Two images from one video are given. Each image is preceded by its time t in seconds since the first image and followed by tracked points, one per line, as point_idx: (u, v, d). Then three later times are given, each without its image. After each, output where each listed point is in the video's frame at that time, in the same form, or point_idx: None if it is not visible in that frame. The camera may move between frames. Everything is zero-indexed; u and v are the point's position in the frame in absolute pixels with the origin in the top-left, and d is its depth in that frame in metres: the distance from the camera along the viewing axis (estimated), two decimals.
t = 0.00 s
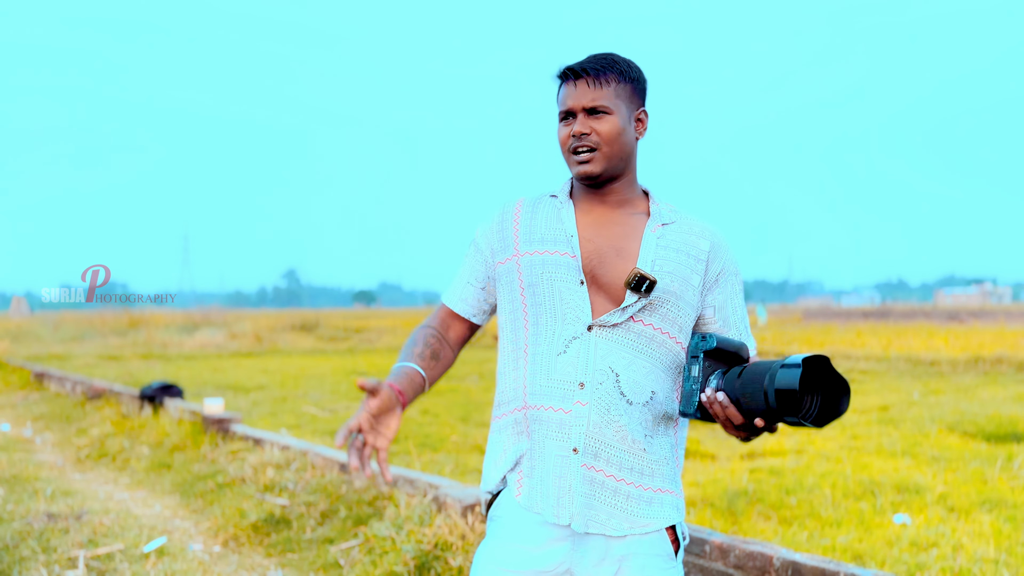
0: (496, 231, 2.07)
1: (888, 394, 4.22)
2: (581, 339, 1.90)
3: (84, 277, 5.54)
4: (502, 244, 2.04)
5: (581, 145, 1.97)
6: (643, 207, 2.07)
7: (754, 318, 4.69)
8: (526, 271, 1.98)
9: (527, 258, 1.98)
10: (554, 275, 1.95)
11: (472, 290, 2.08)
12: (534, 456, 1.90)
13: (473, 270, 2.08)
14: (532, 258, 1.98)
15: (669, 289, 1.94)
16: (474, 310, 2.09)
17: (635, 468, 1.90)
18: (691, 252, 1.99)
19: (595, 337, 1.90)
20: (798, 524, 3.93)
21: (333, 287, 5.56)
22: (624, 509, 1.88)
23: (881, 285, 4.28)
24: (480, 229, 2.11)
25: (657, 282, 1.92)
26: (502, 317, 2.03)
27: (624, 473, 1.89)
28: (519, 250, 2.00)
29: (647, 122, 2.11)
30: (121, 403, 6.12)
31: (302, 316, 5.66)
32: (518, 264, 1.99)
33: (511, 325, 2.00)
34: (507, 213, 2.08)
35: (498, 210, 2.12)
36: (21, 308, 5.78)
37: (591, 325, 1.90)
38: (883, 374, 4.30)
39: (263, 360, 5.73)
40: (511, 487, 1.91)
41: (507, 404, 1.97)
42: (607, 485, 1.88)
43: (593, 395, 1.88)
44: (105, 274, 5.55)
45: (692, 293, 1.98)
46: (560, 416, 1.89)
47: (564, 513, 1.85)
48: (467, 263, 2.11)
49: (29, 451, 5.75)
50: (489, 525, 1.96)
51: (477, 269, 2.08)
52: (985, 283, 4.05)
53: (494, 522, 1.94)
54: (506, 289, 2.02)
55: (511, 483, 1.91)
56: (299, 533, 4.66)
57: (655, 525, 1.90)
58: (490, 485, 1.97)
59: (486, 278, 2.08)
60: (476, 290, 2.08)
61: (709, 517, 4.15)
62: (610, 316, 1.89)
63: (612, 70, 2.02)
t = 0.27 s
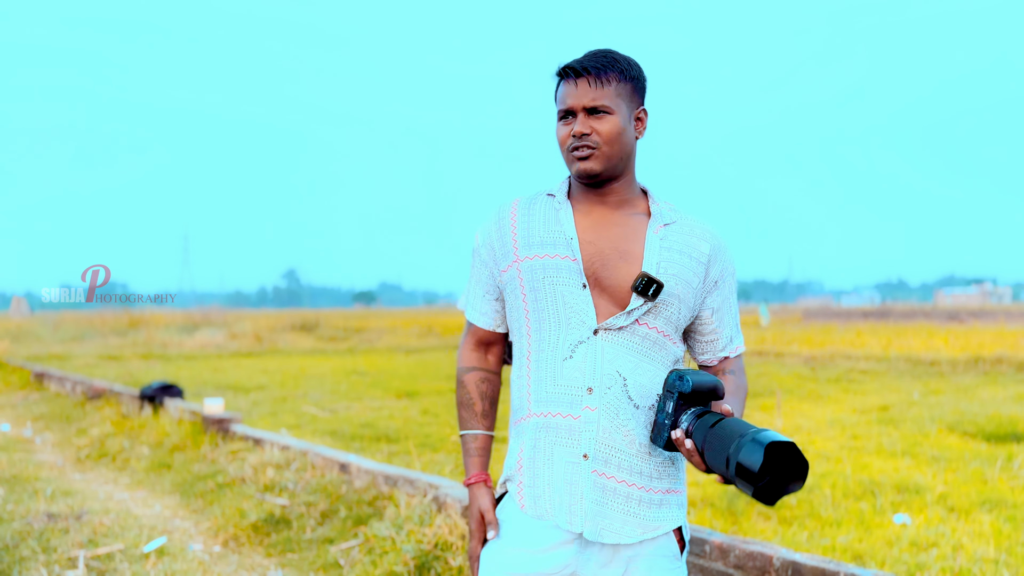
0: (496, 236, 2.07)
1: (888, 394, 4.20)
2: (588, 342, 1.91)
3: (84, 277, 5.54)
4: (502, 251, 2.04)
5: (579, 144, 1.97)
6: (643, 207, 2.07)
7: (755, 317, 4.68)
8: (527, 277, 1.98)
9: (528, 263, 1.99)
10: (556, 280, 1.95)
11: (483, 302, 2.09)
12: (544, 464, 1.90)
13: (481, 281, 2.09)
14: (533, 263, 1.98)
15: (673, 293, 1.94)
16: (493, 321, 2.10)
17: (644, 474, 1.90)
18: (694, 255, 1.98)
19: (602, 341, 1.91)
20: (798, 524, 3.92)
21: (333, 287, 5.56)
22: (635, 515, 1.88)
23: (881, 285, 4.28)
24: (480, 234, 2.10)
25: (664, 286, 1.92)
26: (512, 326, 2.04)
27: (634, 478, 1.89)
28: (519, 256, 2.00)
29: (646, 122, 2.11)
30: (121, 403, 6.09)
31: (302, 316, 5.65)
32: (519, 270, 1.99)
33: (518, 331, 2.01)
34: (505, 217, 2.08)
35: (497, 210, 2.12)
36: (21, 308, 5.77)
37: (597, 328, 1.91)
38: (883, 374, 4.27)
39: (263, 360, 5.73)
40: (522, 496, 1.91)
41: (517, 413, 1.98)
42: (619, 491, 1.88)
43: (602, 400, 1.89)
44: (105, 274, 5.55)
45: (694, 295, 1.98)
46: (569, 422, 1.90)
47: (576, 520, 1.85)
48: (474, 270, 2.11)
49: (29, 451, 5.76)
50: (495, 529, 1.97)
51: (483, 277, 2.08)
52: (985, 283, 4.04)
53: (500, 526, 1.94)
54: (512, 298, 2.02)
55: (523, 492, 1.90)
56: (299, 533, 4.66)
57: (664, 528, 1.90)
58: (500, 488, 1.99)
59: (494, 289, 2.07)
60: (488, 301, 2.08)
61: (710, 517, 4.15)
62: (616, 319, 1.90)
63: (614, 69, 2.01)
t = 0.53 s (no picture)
0: (494, 231, 2.06)
1: (888, 394, 4.20)
2: (584, 341, 1.91)
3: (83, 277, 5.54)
4: (500, 246, 2.03)
5: (592, 143, 1.95)
6: (639, 207, 2.07)
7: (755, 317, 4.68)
8: (524, 274, 1.98)
9: (526, 260, 1.98)
10: (553, 278, 1.95)
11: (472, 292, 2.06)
12: (544, 462, 1.91)
13: (472, 271, 2.07)
14: (532, 260, 1.98)
15: (667, 289, 1.94)
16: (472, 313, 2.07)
17: (644, 471, 1.90)
18: (687, 251, 1.98)
19: (597, 339, 1.90)
20: (798, 524, 3.93)
21: (333, 287, 5.56)
22: (635, 513, 1.88)
23: (881, 285, 4.28)
24: (477, 230, 2.10)
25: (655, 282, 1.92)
26: (503, 321, 2.03)
27: (634, 476, 1.89)
28: (517, 253, 2.00)
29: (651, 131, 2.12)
30: (121, 403, 6.10)
31: (302, 316, 5.66)
32: (516, 267, 1.99)
33: (511, 328, 2.00)
34: (504, 214, 2.07)
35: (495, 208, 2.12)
36: (21, 308, 5.77)
37: (592, 326, 1.91)
38: (883, 374, 4.27)
39: (264, 361, 5.73)
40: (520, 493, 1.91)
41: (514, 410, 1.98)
42: (618, 489, 1.88)
43: (600, 398, 1.89)
44: (105, 274, 5.55)
45: (690, 292, 1.97)
46: (568, 419, 1.89)
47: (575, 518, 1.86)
48: (466, 265, 2.09)
49: (29, 451, 5.76)
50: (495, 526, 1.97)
51: (476, 271, 2.06)
52: (985, 283, 4.04)
53: (499, 525, 1.94)
54: (504, 293, 2.01)
55: (523, 489, 1.91)
56: (299, 533, 4.66)
57: (665, 527, 1.90)
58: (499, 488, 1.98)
59: (485, 281, 2.06)
60: (475, 292, 2.06)
61: (710, 517, 4.15)
62: (610, 317, 1.90)
63: (634, 73, 2.00)
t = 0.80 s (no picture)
0: (496, 226, 2.06)
1: (888, 394, 4.20)
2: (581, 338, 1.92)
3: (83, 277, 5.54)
4: (503, 240, 2.03)
5: (607, 151, 1.93)
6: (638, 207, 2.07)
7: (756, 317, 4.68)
8: (525, 269, 1.98)
9: (528, 254, 1.99)
10: (554, 274, 1.96)
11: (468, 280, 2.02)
12: (538, 459, 1.90)
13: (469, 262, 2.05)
14: (533, 254, 1.98)
15: (664, 287, 1.95)
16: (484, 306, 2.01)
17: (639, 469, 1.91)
18: (683, 250, 1.99)
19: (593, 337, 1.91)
20: (798, 524, 3.92)
21: (333, 287, 5.55)
22: (629, 511, 1.88)
23: (882, 285, 4.27)
24: (480, 224, 2.09)
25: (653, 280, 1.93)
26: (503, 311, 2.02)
27: (629, 474, 1.90)
28: (519, 248, 2.00)
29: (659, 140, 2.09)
30: (121, 403, 6.13)
31: (301, 316, 5.65)
32: (518, 262, 1.99)
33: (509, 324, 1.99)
34: (509, 209, 2.08)
35: (499, 204, 2.12)
36: (20, 308, 5.76)
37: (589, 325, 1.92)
38: (883, 374, 4.27)
39: (264, 361, 5.73)
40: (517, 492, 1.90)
41: (509, 407, 1.98)
42: (613, 487, 1.89)
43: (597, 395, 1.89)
44: (105, 274, 5.55)
45: (688, 292, 1.97)
46: (564, 416, 1.90)
47: (571, 515, 1.85)
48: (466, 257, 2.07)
49: (29, 451, 5.76)
50: (492, 529, 1.95)
51: (474, 261, 2.04)
52: (985, 283, 4.04)
53: (496, 527, 1.92)
54: (507, 285, 2.01)
55: (518, 487, 1.90)
56: (299, 533, 4.65)
57: (661, 527, 1.90)
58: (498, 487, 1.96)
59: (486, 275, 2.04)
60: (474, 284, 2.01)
61: (709, 517, 4.15)
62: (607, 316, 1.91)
63: (656, 82, 1.96)
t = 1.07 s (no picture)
0: (496, 224, 2.06)
1: (888, 394, 4.20)
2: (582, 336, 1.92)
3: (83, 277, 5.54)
4: (503, 238, 2.03)
5: (602, 152, 1.93)
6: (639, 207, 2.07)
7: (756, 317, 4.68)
8: (525, 266, 1.98)
9: (528, 252, 1.99)
10: (554, 272, 1.96)
11: (466, 275, 2.02)
12: (537, 458, 1.90)
13: (467, 258, 2.05)
14: (533, 252, 1.98)
15: (663, 286, 1.95)
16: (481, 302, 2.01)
17: (638, 468, 1.91)
18: (683, 248, 1.99)
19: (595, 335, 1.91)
20: (798, 524, 3.92)
21: (333, 287, 5.55)
22: (629, 511, 1.88)
23: (881, 284, 4.27)
24: (480, 222, 2.09)
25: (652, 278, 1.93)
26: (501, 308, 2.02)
27: (628, 473, 1.90)
28: (519, 245, 2.00)
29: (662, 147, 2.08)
30: (121, 403, 6.12)
31: (301, 316, 5.65)
32: (518, 259, 1.99)
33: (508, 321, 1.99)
34: (510, 207, 2.08)
35: (499, 202, 2.12)
36: (20, 308, 5.76)
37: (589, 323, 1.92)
38: (883, 374, 4.27)
39: (264, 361, 5.73)
40: (515, 492, 1.90)
41: (507, 407, 1.98)
42: (612, 486, 1.89)
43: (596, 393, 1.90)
44: (105, 274, 5.55)
45: (688, 290, 1.97)
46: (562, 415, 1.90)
47: (570, 515, 1.85)
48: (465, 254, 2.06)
49: (29, 451, 5.77)
50: (490, 529, 1.95)
51: (473, 258, 2.04)
52: (985, 283, 4.04)
53: (494, 527, 1.93)
54: (506, 282, 2.00)
55: (516, 486, 1.90)
56: (299, 533, 4.65)
57: (660, 527, 1.90)
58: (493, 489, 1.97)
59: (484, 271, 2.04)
60: (471, 279, 2.01)
61: (709, 517, 4.14)
62: (607, 314, 1.91)
63: (662, 89, 1.94)
